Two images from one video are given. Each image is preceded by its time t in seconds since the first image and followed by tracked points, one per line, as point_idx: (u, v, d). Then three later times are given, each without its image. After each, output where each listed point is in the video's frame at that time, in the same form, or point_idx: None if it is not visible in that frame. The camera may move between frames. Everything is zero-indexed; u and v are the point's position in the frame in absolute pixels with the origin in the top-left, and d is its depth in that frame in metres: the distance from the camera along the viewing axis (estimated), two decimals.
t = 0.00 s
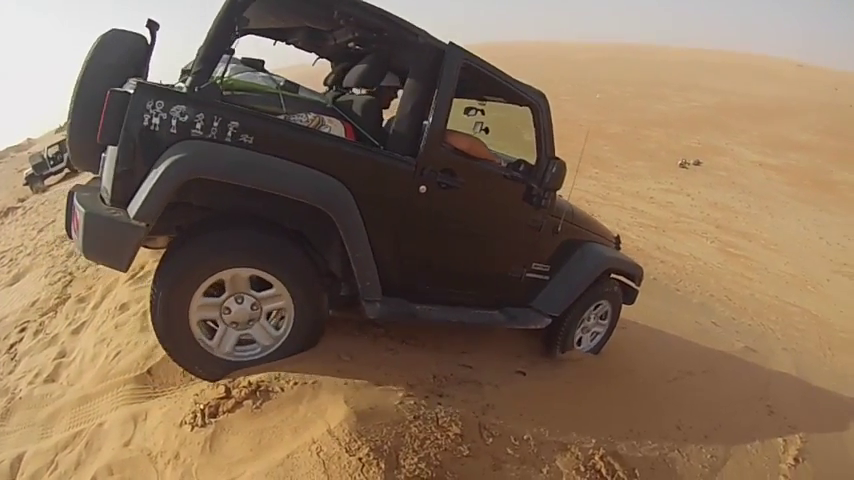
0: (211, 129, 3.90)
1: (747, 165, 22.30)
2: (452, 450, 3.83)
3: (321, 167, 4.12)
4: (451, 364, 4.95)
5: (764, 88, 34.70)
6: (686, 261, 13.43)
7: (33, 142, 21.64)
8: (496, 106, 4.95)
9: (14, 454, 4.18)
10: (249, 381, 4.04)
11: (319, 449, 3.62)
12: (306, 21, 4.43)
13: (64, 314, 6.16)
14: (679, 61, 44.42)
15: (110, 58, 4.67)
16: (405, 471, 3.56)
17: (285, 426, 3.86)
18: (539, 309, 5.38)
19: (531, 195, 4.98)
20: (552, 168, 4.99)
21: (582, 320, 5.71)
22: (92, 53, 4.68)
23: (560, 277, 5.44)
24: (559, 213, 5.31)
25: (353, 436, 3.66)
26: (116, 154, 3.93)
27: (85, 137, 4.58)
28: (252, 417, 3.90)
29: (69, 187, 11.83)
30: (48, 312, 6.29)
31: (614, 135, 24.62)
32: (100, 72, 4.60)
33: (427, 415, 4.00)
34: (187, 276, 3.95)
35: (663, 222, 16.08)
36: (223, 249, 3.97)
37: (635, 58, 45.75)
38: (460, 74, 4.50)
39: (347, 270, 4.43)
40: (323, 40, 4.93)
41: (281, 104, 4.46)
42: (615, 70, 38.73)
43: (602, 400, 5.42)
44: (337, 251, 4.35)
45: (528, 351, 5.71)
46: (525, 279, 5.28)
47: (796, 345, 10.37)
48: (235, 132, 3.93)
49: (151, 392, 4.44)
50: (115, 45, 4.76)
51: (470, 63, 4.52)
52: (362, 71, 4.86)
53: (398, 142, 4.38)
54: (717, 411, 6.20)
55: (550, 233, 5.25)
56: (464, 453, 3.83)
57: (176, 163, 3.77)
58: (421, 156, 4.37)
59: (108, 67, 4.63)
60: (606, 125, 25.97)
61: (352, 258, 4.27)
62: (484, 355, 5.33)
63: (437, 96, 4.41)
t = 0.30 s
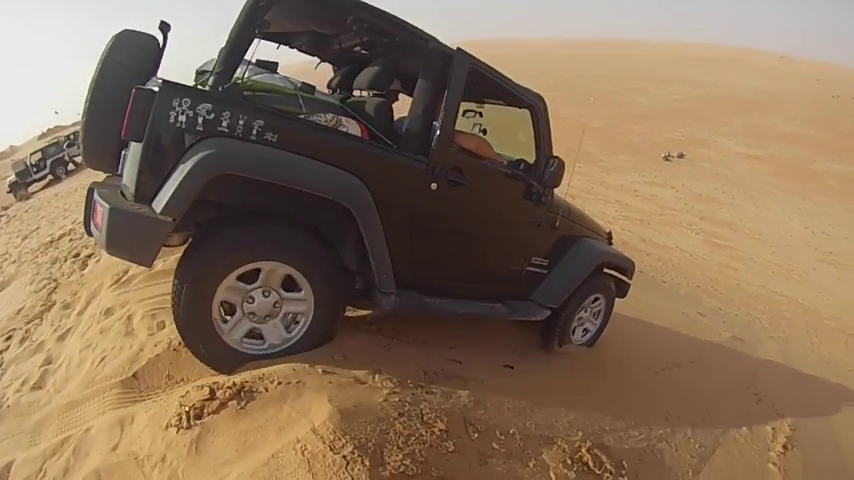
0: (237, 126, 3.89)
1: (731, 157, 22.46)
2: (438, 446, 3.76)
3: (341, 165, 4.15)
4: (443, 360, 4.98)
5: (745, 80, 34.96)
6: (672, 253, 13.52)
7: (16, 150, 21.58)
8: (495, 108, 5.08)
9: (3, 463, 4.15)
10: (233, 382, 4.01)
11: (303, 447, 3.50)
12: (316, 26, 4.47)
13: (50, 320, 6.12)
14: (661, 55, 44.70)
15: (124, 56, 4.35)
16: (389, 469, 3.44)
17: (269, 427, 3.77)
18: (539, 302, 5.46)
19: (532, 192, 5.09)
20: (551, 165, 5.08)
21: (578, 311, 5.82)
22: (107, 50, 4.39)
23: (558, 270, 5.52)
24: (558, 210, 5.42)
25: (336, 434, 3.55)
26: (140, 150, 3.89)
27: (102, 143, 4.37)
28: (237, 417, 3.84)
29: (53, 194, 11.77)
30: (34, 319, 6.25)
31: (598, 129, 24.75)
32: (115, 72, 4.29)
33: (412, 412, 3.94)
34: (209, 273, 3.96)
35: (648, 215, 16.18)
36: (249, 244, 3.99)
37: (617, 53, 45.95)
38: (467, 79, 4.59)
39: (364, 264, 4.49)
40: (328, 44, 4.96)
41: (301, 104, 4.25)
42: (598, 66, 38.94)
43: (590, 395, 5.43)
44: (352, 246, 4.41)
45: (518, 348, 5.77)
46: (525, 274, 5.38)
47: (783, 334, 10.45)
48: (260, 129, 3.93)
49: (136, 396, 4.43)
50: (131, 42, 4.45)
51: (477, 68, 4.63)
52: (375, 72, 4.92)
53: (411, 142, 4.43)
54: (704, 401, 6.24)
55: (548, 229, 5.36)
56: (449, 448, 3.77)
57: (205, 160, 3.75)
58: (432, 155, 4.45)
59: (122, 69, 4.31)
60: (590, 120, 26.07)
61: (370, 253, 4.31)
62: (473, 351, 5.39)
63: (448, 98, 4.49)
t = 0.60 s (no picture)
0: (285, 130, 3.86)
1: (718, 152, 22.58)
2: (427, 445, 3.76)
3: (378, 169, 4.18)
4: (440, 358, 5.02)
5: (731, 77, 35.13)
6: (660, 249, 13.59)
7: None
8: (505, 118, 5.30)
9: None
10: (221, 386, 4.01)
11: (293, 449, 3.47)
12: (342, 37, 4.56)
13: (39, 327, 6.09)
14: (646, 52, 44.90)
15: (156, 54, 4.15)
16: (379, 468, 3.42)
17: (259, 429, 3.74)
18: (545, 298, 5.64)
19: (543, 196, 5.30)
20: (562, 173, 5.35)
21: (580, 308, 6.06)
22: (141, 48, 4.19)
23: (563, 268, 5.70)
24: (563, 212, 5.65)
25: (326, 435, 3.52)
26: (188, 150, 3.78)
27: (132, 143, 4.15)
28: (227, 420, 3.82)
29: (40, 200, 11.72)
30: (24, 326, 6.22)
31: (585, 127, 24.85)
32: (151, 73, 4.09)
33: (401, 412, 3.94)
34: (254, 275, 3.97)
35: (637, 211, 16.26)
36: (289, 247, 4.00)
37: (603, 51, 46.06)
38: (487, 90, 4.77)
39: (395, 260, 4.53)
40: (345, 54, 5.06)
41: (338, 110, 4.28)
42: (584, 63, 39.06)
43: (581, 391, 5.45)
44: (382, 244, 4.49)
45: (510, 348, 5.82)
46: (534, 272, 5.54)
47: (773, 327, 10.52)
48: (306, 133, 3.92)
49: (127, 401, 4.40)
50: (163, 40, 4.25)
51: (497, 81, 4.81)
52: (403, 81, 5.11)
53: (439, 148, 4.54)
54: (695, 395, 6.28)
55: (555, 230, 5.58)
56: (439, 447, 3.76)
57: (261, 163, 3.69)
58: (458, 161, 4.57)
59: (159, 65, 4.11)
60: (577, 117, 26.15)
61: (404, 252, 4.33)
62: (466, 350, 5.42)
63: (474, 107, 4.63)
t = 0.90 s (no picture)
0: (346, 143, 4.07)
1: (705, 147, 22.70)
2: (418, 444, 3.75)
3: (425, 178, 4.40)
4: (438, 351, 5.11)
5: (717, 72, 35.29)
6: (649, 244, 13.66)
7: None
8: (523, 131, 5.47)
9: None
10: (211, 390, 4.03)
11: (283, 450, 3.43)
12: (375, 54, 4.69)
13: (29, 335, 6.06)
14: (631, 49, 45.10)
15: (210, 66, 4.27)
16: (370, 468, 3.39)
17: (250, 431, 3.71)
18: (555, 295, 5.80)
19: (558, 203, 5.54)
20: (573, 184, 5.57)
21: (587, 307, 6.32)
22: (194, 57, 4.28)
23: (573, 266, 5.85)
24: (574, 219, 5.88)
25: (316, 436, 3.49)
26: (259, 160, 3.93)
27: (188, 153, 4.28)
28: (217, 423, 3.81)
29: (28, 207, 11.65)
30: (14, 334, 6.19)
31: (572, 124, 24.93)
32: (207, 87, 4.20)
33: (392, 411, 3.93)
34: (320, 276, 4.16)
35: (625, 207, 16.34)
36: (347, 250, 4.18)
37: (589, 48, 46.16)
38: (514, 107, 5.01)
39: (437, 262, 4.69)
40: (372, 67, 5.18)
41: (386, 124, 4.48)
42: (569, 61, 39.18)
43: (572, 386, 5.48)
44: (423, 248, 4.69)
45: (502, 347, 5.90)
46: (548, 271, 5.69)
47: (764, 319, 10.60)
48: (366, 146, 4.13)
49: (119, 407, 4.39)
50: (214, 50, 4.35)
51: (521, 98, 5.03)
52: (437, 98, 5.12)
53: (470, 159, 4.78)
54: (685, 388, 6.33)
55: (567, 234, 5.79)
56: (429, 446, 3.75)
57: (331, 174, 3.90)
58: (490, 171, 4.82)
59: (214, 77, 4.21)
60: (564, 115, 26.22)
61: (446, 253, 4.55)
62: (463, 347, 5.48)
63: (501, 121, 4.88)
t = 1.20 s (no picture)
0: (413, 164, 4.51)
1: (692, 141, 22.82)
2: (407, 443, 3.75)
3: (473, 194, 4.87)
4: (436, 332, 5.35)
5: (704, 67, 35.43)
6: (638, 239, 13.73)
7: None
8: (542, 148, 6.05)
9: None
10: (200, 393, 4.00)
11: (272, 451, 3.42)
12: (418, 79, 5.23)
13: (19, 341, 6.02)
14: (617, 45, 45.24)
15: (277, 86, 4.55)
16: (359, 467, 3.39)
17: (239, 433, 3.70)
18: (568, 294, 6.31)
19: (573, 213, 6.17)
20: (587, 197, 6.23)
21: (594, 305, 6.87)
22: (260, 78, 4.54)
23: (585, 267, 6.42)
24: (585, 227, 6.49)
25: (305, 436, 3.49)
26: (337, 179, 4.32)
27: (255, 168, 4.54)
28: (206, 425, 3.79)
29: (15, 213, 11.56)
30: (4, 341, 6.15)
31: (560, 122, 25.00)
32: (277, 109, 4.48)
33: (381, 411, 3.94)
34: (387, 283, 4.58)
35: (614, 203, 16.40)
36: (410, 259, 4.60)
37: (576, 45, 46.23)
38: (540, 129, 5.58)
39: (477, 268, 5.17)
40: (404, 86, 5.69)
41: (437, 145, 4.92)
42: (556, 58, 39.26)
43: (563, 381, 5.53)
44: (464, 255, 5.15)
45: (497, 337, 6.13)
46: (563, 273, 6.28)
47: (753, 311, 10.68)
48: (427, 167, 4.58)
49: (109, 411, 4.37)
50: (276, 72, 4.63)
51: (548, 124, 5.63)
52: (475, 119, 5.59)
53: (504, 175, 5.31)
54: (675, 382, 6.41)
55: (578, 240, 6.38)
56: (418, 444, 3.76)
57: (403, 193, 4.37)
58: (521, 186, 5.35)
59: (284, 98, 4.51)
60: (552, 112, 26.27)
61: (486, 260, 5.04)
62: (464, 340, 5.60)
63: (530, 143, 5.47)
